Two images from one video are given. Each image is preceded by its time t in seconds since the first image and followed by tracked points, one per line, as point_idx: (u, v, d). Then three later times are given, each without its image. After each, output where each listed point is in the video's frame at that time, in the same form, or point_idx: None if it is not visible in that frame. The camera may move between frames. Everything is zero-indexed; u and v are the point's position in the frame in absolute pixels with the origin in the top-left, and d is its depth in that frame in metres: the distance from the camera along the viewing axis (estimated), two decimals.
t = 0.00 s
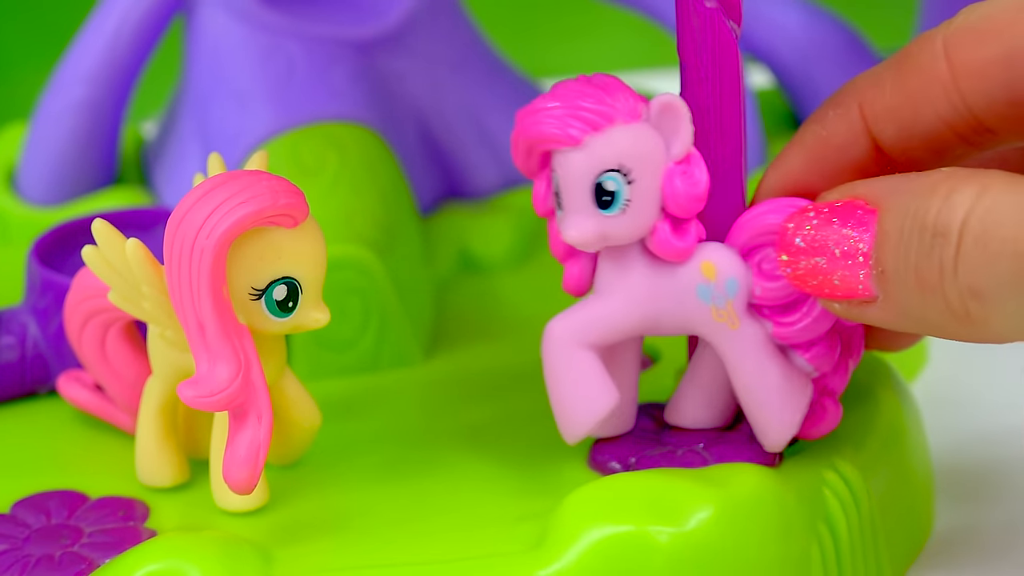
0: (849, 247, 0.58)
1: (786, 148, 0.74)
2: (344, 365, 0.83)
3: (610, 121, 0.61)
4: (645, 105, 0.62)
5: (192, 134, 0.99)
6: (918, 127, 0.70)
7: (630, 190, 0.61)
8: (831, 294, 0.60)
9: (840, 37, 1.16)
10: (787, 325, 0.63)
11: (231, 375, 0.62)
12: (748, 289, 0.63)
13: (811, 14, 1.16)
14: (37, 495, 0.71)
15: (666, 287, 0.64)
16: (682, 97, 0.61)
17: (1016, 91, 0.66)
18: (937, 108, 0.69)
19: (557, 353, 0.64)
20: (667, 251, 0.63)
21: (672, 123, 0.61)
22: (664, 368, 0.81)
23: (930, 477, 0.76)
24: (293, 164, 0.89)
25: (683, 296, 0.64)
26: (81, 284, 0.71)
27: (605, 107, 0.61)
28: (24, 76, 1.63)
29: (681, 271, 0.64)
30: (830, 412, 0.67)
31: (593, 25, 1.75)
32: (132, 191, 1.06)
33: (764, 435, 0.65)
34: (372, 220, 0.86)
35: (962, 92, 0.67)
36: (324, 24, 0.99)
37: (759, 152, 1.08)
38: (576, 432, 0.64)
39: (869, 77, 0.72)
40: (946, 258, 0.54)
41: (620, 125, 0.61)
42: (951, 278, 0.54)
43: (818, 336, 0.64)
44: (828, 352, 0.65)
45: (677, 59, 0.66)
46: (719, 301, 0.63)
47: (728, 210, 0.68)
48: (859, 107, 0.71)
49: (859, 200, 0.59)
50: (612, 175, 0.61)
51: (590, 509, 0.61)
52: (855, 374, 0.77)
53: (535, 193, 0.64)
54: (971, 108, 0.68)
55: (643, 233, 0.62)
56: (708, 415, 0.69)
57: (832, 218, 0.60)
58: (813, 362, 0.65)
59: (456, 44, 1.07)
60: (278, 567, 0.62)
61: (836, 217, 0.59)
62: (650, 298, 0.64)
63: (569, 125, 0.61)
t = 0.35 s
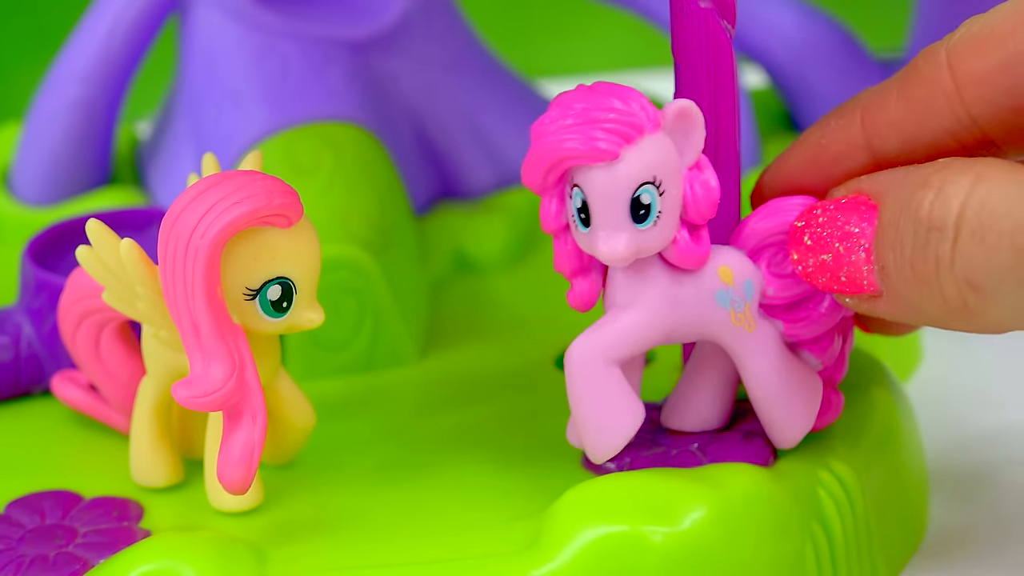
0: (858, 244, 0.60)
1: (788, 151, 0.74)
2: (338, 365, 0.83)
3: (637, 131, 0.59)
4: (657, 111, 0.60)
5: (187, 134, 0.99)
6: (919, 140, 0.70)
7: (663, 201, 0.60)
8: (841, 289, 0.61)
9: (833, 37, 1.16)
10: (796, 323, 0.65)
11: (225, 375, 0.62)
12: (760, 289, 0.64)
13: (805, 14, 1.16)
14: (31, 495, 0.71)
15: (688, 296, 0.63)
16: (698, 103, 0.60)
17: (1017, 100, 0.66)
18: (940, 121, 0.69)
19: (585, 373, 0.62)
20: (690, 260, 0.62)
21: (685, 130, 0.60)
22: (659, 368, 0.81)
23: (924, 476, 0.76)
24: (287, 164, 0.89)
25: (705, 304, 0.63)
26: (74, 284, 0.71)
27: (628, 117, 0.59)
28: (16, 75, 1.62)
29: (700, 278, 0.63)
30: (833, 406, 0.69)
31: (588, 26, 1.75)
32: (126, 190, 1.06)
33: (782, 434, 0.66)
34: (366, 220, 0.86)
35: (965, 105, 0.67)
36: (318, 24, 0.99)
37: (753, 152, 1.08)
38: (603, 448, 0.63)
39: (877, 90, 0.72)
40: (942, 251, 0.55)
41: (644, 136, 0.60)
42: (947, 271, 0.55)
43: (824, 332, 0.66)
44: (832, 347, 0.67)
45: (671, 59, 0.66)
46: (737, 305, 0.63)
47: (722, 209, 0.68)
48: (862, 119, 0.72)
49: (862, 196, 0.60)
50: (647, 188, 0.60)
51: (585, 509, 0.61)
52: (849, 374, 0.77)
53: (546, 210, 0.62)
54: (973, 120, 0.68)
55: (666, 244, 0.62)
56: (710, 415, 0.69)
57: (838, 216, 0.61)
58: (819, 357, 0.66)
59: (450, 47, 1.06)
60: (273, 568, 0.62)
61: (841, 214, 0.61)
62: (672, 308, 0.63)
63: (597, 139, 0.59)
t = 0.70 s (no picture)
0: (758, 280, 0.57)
1: (769, 152, 0.69)
2: (335, 365, 0.83)
3: (569, 138, 0.60)
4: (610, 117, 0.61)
5: (184, 134, 0.99)
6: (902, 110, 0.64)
7: (590, 209, 0.61)
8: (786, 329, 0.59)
9: (831, 38, 1.16)
10: (755, 338, 0.62)
11: (222, 375, 0.62)
12: (716, 301, 0.62)
13: (802, 14, 1.16)
14: (28, 495, 0.71)
15: (634, 300, 0.63)
16: (645, 109, 0.60)
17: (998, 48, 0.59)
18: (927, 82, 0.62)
19: (529, 369, 0.64)
20: (633, 265, 0.62)
21: (637, 136, 0.61)
22: (655, 369, 0.81)
23: (921, 476, 0.76)
24: (284, 164, 0.89)
25: (652, 308, 0.63)
26: (71, 284, 0.71)
27: (567, 124, 0.60)
28: (12, 75, 1.62)
29: (648, 283, 0.63)
30: (805, 421, 0.66)
31: (584, 26, 1.75)
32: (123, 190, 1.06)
33: (738, 446, 0.64)
34: (363, 220, 0.86)
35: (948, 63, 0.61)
36: (315, 24, 0.99)
37: (750, 152, 1.08)
38: (548, 443, 0.64)
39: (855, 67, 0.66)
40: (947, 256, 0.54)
41: (579, 143, 0.60)
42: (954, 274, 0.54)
43: (790, 347, 0.62)
44: (802, 363, 0.63)
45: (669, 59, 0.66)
46: (686, 314, 0.63)
47: (718, 209, 0.68)
48: (842, 101, 0.66)
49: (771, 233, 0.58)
50: (571, 194, 0.61)
51: (582, 510, 0.61)
52: (847, 373, 0.77)
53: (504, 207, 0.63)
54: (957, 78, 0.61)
55: (608, 248, 0.62)
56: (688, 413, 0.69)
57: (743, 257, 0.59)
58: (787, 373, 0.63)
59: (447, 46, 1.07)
60: (270, 568, 0.62)
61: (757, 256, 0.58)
62: (616, 311, 0.64)
63: (531, 145, 0.60)
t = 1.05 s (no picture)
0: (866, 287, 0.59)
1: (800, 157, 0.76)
2: (342, 366, 0.83)
3: (689, 119, 0.59)
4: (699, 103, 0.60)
5: (190, 134, 0.99)
6: (921, 120, 0.73)
7: (708, 192, 0.60)
8: (847, 336, 0.61)
9: (837, 39, 1.16)
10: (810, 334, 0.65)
11: (230, 375, 0.62)
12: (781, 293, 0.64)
13: (809, 16, 1.16)
14: (36, 495, 0.71)
15: (722, 292, 0.62)
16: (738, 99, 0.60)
17: (1015, 68, 0.69)
18: (941, 97, 0.72)
19: (616, 359, 0.60)
20: (717, 253, 0.61)
21: (724, 124, 0.60)
22: (663, 369, 0.81)
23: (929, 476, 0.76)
24: (291, 163, 0.89)
25: (734, 299, 0.62)
26: (78, 285, 0.71)
27: (673, 101, 0.58)
28: (20, 75, 1.62)
29: (727, 274, 0.62)
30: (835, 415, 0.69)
31: (590, 26, 1.75)
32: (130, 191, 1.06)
33: (789, 441, 0.65)
34: (370, 219, 0.86)
35: (964, 77, 0.71)
36: (321, 25, 1.00)
37: (757, 151, 1.08)
38: (627, 448, 0.61)
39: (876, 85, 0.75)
40: (937, 263, 0.55)
41: (693, 126, 0.59)
42: (944, 280, 0.55)
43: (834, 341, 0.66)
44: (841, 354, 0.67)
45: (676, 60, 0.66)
46: (761, 305, 0.63)
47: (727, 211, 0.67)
48: (867, 111, 0.74)
49: (856, 240, 0.60)
50: (695, 177, 0.59)
51: (590, 509, 0.61)
52: (854, 374, 0.76)
53: (578, 191, 0.61)
54: (976, 96, 0.71)
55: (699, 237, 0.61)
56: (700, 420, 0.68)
57: (836, 263, 0.60)
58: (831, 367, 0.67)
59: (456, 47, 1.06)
60: (277, 568, 0.62)
61: (837, 262, 0.60)
62: (713, 304, 0.62)
63: (647, 122, 0.58)
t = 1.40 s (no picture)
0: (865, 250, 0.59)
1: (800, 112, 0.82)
2: (344, 365, 0.83)
3: (637, 85, 0.59)
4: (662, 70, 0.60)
5: (192, 133, 0.99)
6: (927, 78, 0.77)
7: (659, 163, 0.59)
8: (837, 305, 0.60)
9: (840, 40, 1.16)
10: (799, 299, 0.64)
11: (231, 375, 0.62)
12: (762, 265, 0.63)
13: (812, 16, 1.16)
14: (37, 495, 0.71)
15: (686, 268, 0.62)
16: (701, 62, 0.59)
17: None
18: (955, 56, 0.75)
19: (575, 339, 0.63)
20: (684, 226, 0.61)
21: (689, 88, 0.60)
22: (665, 368, 0.81)
23: (930, 476, 0.76)
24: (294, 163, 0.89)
25: (702, 276, 0.62)
26: (81, 284, 0.71)
27: (622, 68, 0.58)
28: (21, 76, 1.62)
29: (694, 253, 0.62)
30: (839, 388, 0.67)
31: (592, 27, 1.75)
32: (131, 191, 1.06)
33: (778, 416, 0.64)
34: (372, 220, 0.86)
35: (974, 35, 0.74)
36: (324, 25, 1.00)
37: (759, 151, 1.08)
38: (594, 424, 0.64)
39: (882, 33, 0.79)
40: (968, 234, 0.55)
41: (644, 92, 0.59)
42: (974, 251, 0.55)
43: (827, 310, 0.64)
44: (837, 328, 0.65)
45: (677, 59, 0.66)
46: (735, 281, 0.62)
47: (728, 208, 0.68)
48: (872, 64, 0.79)
49: (852, 203, 0.61)
50: (642, 147, 0.59)
51: (591, 509, 0.61)
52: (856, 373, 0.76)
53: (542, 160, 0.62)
54: (988, 54, 0.74)
55: (659, 207, 0.61)
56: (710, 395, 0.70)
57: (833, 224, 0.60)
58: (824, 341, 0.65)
59: (456, 46, 1.07)
60: (279, 568, 0.62)
61: (832, 225, 0.60)
62: (677, 280, 0.62)
63: (591, 89, 0.58)
